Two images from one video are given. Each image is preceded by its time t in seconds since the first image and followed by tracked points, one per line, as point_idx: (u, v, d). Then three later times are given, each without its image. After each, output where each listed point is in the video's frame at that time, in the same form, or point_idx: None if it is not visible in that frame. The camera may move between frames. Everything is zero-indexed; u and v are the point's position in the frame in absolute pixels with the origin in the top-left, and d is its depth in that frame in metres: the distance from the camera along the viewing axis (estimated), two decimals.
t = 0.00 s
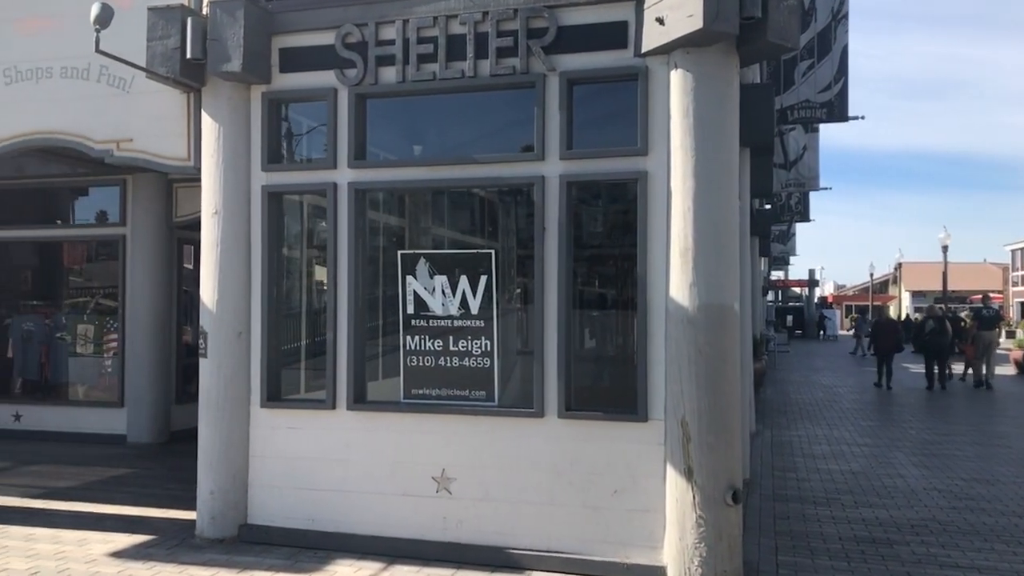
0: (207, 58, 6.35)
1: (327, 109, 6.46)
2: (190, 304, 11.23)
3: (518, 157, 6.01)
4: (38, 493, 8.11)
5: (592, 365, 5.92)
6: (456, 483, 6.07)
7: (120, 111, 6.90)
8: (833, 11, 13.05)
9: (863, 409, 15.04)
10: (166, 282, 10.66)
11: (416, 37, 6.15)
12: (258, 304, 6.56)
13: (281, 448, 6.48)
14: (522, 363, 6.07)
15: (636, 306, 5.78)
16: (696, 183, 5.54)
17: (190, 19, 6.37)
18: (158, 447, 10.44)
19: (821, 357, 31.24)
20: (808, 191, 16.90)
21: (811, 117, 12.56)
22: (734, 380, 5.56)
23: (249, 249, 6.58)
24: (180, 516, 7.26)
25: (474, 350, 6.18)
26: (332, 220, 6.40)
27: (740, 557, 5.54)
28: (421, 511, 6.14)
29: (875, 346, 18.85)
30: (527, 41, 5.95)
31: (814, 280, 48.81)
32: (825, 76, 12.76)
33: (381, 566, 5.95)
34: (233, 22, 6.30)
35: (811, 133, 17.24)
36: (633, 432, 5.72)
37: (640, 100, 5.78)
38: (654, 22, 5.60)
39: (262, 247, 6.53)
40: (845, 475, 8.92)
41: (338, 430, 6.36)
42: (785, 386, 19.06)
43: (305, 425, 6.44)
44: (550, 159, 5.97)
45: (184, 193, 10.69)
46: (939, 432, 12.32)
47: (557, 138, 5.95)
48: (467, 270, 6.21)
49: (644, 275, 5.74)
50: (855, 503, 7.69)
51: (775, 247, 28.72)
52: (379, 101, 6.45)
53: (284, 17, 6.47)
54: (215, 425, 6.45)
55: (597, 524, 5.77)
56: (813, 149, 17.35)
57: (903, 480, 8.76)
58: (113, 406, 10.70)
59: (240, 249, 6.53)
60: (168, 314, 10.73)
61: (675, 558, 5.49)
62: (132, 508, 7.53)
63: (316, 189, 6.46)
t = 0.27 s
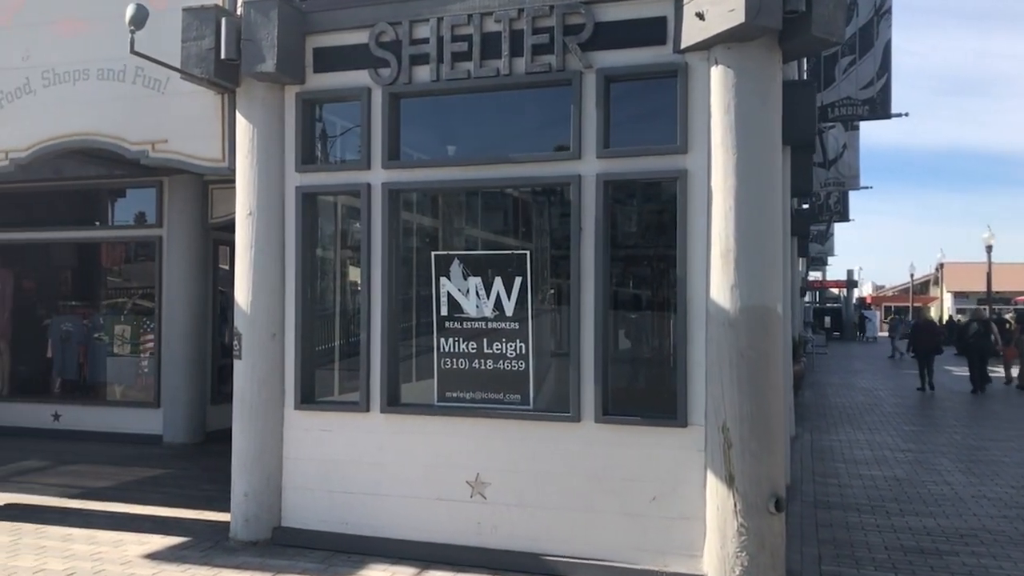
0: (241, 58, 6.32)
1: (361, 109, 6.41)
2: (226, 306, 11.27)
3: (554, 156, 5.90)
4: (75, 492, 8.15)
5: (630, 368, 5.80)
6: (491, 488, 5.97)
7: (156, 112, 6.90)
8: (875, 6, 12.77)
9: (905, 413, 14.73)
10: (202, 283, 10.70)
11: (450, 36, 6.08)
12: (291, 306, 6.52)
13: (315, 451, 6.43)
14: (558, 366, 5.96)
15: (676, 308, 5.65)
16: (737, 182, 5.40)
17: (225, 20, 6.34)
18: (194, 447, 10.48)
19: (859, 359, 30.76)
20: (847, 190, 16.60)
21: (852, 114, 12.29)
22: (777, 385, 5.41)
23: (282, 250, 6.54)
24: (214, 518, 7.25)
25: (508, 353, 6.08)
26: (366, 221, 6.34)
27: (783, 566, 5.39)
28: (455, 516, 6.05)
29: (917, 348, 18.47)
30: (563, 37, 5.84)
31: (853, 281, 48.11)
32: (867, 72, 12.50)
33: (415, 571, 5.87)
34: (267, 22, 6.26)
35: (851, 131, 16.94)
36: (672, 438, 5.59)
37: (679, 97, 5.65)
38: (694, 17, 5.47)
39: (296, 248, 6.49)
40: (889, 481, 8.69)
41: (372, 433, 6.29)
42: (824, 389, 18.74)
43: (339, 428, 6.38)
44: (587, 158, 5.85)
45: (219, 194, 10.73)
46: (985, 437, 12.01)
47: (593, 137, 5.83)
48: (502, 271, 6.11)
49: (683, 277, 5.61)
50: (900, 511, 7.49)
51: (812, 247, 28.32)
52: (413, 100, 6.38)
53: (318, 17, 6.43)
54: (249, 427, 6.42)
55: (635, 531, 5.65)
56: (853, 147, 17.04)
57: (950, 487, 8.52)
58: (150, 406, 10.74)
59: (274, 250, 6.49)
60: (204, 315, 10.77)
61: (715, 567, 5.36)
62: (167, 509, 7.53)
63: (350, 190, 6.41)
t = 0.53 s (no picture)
0: (275, 57, 6.30)
1: (394, 107, 6.36)
2: (261, 306, 11.30)
3: (590, 153, 5.80)
4: (112, 491, 8.19)
5: (668, 369, 5.67)
6: (526, 490, 5.88)
7: (190, 112, 6.90)
8: None
9: (948, 416, 14.40)
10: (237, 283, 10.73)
11: (484, 32, 6.00)
12: (325, 305, 6.48)
13: (348, 451, 6.39)
14: (594, 367, 5.85)
15: (715, 307, 5.52)
16: (779, 179, 5.27)
17: (258, 18, 6.32)
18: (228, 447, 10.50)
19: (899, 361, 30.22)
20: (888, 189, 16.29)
21: (895, 110, 12.09)
22: (821, 386, 5.27)
23: (316, 250, 6.51)
24: (248, 518, 7.23)
25: (543, 353, 5.98)
26: (399, 220, 6.29)
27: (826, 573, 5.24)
28: (489, 519, 5.97)
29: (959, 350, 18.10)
30: (599, 32, 5.74)
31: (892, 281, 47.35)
32: (910, 67, 12.23)
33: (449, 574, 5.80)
34: (301, 20, 6.23)
35: (892, 128, 16.62)
36: (711, 440, 5.46)
37: (718, 91, 5.52)
38: (734, 10, 5.34)
39: (329, 248, 6.45)
40: (934, 486, 8.47)
41: (405, 434, 6.23)
42: (863, 391, 18.40)
43: (372, 428, 6.33)
44: (623, 155, 5.74)
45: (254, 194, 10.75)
46: None
47: (630, 133, 5.72)
48: (537, 271, 6.02)
49: (723, 276, 5.48)
50: (946, 517, 7.28)
51: (850, 247, 27.87)
52: (447, 98, 6.31)
53: (351, 14, 6.39)
54: (282, 427, 6.39)
55: (673, 536, 5.52)
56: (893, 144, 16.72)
57: (998, 492, 8.27)
58: (186, 405, 10.79)
59: (307, 250, 6.46)
60: (240, 315, 10.80)
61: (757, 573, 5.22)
62: (202, 509, 7.53)
63: (383, 188, 6.36)
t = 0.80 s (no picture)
0: (308, 59, 6.33)
1: (425, 109, 6.37)
2: (296, 308, 11.38)
3: (622, 153, 5.76)
4: (149, 491, 8.29)
5: (701, 371, 5.61)
6: (558, 492, 5.85)
7: (224, 116, 6.94)
8: None
9: (990, 419, 14.12)
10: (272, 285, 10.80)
11: (515, 32, 5.99)
12: (357, 307, 6.51)
13: (380, 452, 6.41)
14: (626, 369, 5.80)
15: (749, 308, 5.45)
16: (815, 178, 5.19)
17: (291, 21, 6.36)
18: (263, 447, 10.59)
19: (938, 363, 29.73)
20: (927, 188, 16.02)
21: (934, 108, 11.91)
22: (858, 389, 5.18)
23: (348, 251, 6.53)
24: (282, 518, 7.28)
25: (575, 355, 5.94)
26: (431, 221, 6.29)
27: None
28: (521, 520, 5.95)
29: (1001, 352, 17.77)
30: (631, 31, 5.70)
31: (931, 282, 46.60)
32: (950, 64, 12.02)
33: None
34: (333, 22, 6.26)
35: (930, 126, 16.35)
36: (746, 443, 5.39)
37: (752, 90, 5.45)
38: (768, 7, 5.27)
39: (362, 249, 6.47)
40: (976, 491, 8.30)
41: (437, 436, 6.23)
42: (902, 394, 18.12)
43: (404, 429, 6.34)
44: (656, 154, 5.69)
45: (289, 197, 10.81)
46: None
47: (663, 132, 5.67)
48: (568, 272, 5.99)
49: (758, 276, 5.41)
50: (988, 523, 7.13)
51: (888, 247, 27.48)
52: (478, 99, 6.30)
53: (383, 16, 6.41)
54: (315, 428, 6.42)
55: (707, 539, 5.46)
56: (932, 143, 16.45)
57: None
58: (222, 406, 10.89)
59: (340, 251, 6.48)
60: (274, 317, 10.89)
61: None
62: (236, 508, 7.59)
63: (414, 190, 6.37)
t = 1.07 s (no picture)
0: (340, 62, 6.38)
1: (456, 109, 6.38)
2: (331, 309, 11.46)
3: (654, 152, 5.72)
4: (186, 489, 8.40)
5: (735, 371, 5.55)
6: (589, 493, 5.82)
7: (258, 118, 7.00)
8: None
9: None
10: (307, 286, 10.88)
11: (546, 32, 5.98)
12: (389, 307, 6.54)
13: (412, 452, 6.43)
14: (659, 369, 5.76)
15: (784, 308, 5.38)
16: (851, 176, 5.11)
17: (323, 24, 6.40)
18: (299, 447, 10.68)
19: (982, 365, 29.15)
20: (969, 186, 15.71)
21: (975, 104, 11.67)
22: (895, 390, 5.09)
23: (380, 252, 6.56)
24: (316, 517, 7.33)
25: (606, 355, 5.91)
26: (462, 222, 6.30)
27: None
28: (553, 521, 5.93)
29: None
30: (663, 29, 5.66)
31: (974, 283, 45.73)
32: (992, 59, 11.78)
33: None
34: (365, 24, 6.29)
35: (972, 123, 16.04)
36: (780, 445, 5.32)
37: (786, 87, 5.38)
38: (802, 3, 5.20)
39: (394, 250, 6.50)
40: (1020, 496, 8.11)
41: (469, 436, 6.24)
42: (944, 396, 17.78)
43: (436, 429, 6.35)
44: (688, 153, 5.65)
45: (323, 199, 10.86)
46: None
47: (695, 131, 5.62)
48: (600, 272, 5.96)
49: (792, 276, 5.33)
50: None
51: (930, 248, 27.01)
52: (509, 99, 6.30)
53: (415, 18, 6.43)
54: (348, 427, 6.45)
55: (741, 542, 5.40)
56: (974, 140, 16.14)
57: None
58: (258, 406, 11.00)
59: (372, 252, 6.52)
60: (309, 318, 10.97)
61: None
62: (271, 507, 7.66)
63: (446, 190, 6.38)
